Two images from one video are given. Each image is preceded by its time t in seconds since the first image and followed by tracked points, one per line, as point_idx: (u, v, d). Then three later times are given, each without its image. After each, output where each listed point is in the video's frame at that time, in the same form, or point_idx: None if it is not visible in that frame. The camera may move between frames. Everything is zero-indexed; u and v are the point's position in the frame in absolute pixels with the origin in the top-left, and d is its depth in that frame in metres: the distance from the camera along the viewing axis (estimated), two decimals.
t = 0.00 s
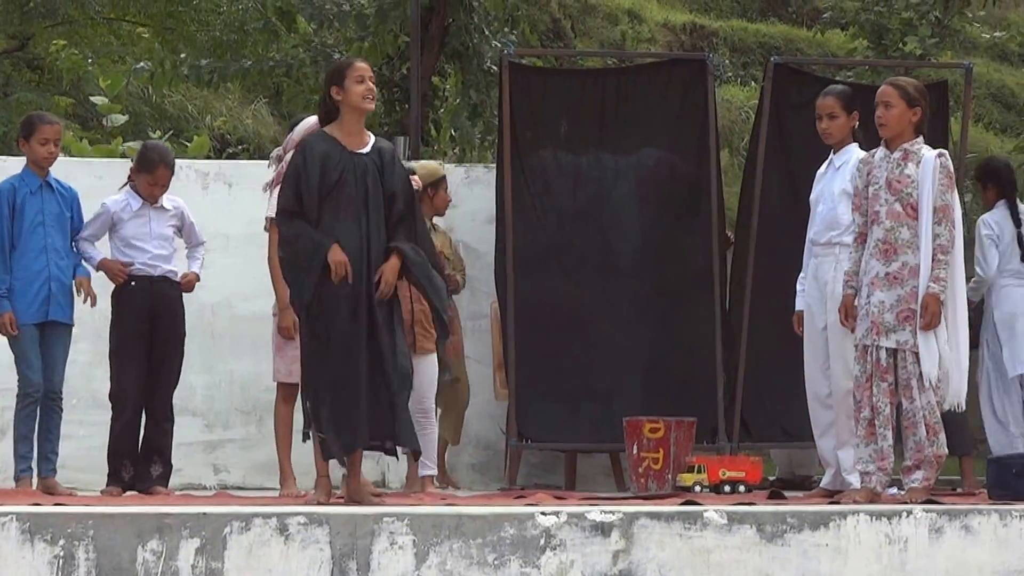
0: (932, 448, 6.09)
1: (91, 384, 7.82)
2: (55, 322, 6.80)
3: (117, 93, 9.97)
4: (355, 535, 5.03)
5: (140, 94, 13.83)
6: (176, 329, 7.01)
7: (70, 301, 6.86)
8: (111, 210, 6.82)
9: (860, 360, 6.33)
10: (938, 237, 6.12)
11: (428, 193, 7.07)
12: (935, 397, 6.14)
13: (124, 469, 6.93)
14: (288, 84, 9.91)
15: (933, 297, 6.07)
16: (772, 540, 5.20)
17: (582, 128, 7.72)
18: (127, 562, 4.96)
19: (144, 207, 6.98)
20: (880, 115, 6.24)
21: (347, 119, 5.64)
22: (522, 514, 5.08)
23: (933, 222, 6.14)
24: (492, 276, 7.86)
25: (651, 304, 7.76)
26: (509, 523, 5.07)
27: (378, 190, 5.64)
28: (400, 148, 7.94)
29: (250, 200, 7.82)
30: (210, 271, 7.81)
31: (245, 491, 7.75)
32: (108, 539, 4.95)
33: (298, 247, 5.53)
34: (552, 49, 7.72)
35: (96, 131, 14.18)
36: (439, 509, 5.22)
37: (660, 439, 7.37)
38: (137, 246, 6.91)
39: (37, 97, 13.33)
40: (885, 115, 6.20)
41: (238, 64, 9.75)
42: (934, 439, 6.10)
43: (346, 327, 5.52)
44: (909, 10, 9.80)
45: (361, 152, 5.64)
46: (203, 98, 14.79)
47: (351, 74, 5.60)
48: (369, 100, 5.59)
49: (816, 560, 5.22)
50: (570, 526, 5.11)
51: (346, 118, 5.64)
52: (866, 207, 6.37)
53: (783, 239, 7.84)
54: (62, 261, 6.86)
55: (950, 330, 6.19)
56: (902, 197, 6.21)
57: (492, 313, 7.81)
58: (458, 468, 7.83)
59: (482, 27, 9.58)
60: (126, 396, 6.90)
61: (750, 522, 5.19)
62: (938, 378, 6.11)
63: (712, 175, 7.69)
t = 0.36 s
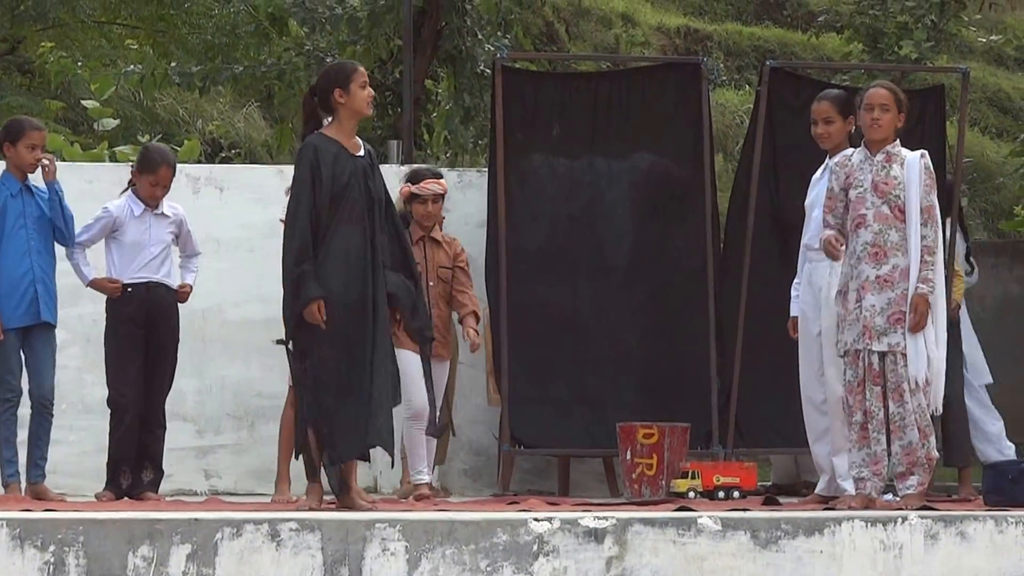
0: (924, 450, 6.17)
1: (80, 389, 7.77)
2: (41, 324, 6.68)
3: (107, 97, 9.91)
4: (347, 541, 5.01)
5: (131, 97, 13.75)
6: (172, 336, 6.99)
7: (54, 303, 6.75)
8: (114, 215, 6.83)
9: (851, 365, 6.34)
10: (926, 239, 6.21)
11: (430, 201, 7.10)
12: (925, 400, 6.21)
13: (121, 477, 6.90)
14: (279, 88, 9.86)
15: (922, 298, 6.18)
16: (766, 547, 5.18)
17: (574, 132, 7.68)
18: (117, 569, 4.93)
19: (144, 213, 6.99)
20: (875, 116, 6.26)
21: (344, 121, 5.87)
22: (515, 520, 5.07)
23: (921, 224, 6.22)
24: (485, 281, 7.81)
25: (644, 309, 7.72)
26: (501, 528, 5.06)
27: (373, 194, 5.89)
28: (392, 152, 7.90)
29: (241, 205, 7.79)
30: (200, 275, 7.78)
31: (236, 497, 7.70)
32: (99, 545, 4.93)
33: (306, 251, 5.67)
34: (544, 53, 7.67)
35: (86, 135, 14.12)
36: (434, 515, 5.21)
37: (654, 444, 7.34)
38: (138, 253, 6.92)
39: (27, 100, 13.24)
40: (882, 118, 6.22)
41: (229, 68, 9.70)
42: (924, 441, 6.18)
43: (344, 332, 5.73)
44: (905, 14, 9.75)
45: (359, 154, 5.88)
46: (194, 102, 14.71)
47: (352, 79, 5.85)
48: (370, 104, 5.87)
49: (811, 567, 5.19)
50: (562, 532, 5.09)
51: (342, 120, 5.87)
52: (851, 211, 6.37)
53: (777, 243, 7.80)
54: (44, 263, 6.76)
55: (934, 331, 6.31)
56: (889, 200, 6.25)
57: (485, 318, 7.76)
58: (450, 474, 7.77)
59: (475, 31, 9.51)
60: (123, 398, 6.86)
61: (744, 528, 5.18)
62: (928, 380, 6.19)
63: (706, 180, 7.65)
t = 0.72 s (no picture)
0: (917, 455, 6.17)
1: (67, 395, 7.73)
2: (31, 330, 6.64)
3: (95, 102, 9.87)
4: (337, 547, 4.97)
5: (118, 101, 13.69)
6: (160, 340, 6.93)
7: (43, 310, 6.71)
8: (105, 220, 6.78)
9: (844, 370, 6.30)
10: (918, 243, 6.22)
11: (430, 203, 7.08)
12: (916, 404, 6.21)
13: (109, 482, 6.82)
14: (267, 91, 9.81)
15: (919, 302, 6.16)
16: (758, 554, 5.14)
17: (565, 137, 7.64)
18: None
19: (138, 216, 6.92)
20: (868, 124, 6.23)
21: (334, 125, 5.86)
22: (505, 526, 5.03)
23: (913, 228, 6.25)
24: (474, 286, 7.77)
25: (636, 313, 7.68)
26: (491, 534, 5.02)
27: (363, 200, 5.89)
28: (381, 156, 7.86)
29: (229, 210, 7.75)
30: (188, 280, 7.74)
31: (225, 503, 7.66)
32: (86, 551, 4.88)
33: (300, 255, 5.65)
34: (534, 57, 7.63)
35: (74, 139, 14.08)
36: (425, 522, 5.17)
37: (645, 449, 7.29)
38: (133, 257, 6.86)
39: (14, 103, 13.18)
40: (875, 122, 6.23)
41: (217, 71, 9.66)
42: (917, 446, 6.17)
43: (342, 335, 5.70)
44: (897, 17, 9.72)
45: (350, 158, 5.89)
46: (182, 106, 14.65)
47: (346, 83, 5.83)
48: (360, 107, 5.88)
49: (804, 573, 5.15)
50: (553, 539, 5.05)
51: (333, 124, 5.86)
52: (839, 216, 6.32)
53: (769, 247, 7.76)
54: (33, 269, 6.72)
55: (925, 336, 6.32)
56: (881, 204, 6.26)
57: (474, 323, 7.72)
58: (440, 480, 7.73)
59: (465, 34, 9.48)
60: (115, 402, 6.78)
61: (736, 534, 5.14)
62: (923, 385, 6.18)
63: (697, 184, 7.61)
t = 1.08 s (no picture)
0: (905, 460, 6.14)
1: (51, 401, 7.69)
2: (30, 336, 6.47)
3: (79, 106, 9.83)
4: (322, 554, 4.94)
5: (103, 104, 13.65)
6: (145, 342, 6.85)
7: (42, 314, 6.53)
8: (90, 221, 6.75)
9: (831, 376, 6.26)
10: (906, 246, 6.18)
11: (424, 206, 6.78)
12: (904, 408, 6.17)
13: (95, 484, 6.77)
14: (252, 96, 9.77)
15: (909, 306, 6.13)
16: (746, 560, 5.11)
17: (552, 140, 7.59)
18: None
19: (121, 219, 6.88)
20: (849, 123, 6.19)
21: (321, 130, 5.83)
22: (492, 533, 5.00)
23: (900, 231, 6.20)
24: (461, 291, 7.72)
25: (624, 317, 7.64)
26: (478, 541, 4.98)
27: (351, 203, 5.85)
28: (367, 160, 7.82)
29: (214, 216, 7.72)
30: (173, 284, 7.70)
31: (210, 509, 7.62)
32: (71, 557, 4.86)
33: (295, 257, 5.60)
34: (521, 60, 7.60)
35: (59, 144, 14.04)
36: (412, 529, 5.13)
37: (632, 456, 7.26)
38: (118, 262, 6.80)
39: None
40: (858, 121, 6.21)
41: (202, 75, 9.61)
42: (905, 452, 6.14)
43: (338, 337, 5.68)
44: (886, 21, 9.70)
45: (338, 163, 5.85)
46: (166, 110, 14.60)
47: (335, 88, 5.80)
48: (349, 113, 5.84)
49: None
50: (540, 545, 5.01)
51: (321, 129, 5.82)
52: (825, 220, 6.27)
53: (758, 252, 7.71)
54: (32, 273, 6.55)
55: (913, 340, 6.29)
56: (867, 209, 6.21)
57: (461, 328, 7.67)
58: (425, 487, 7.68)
59: (452, 38, 9.45)
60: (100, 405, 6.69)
61: (723, 541, 5.11)
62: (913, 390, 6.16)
63: (685, 188, 7.56)
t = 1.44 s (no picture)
0: (890, 469, 6.08)
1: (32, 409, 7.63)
2: (31, 345, 6.60)
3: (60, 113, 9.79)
4: (304, 565, 4.90)
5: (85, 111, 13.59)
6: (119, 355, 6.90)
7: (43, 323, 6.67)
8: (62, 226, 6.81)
9: (815, 385, 6.21)
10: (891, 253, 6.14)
11: (415, 213, 6.70)
12: (888, 416, 6.12)
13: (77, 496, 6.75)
14: (235, 103, 9.72)
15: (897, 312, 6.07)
16: (731, 570, 5.05)
17: (535, 147, 7.54)
18: None
19: (93, 224, 6.91)
20: (829, 131, 6.17)
21: (309, 138, 5.78)
22: (476, 542, 4.97)
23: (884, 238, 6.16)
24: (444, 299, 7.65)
25: (609, 325, 7.58)
26: (461, 550, 4.97)
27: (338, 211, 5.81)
28: (349, 167, 7.77)
29: (196, 223, 7.66)
30: (152, 291, 7.64)
31: (191, 519, 7.56)
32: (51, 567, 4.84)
33: (282, 265, 5.56)
34: (506, 66, 7.55)
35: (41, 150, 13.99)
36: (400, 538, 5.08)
37: (617, 465, 7.22)
38: (89, 267, 6.85)
39: None
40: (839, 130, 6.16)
41: (183, 82, 9.57)
42: (891, 460, 6.09)
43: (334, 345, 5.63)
44: (872, 27, 9.68)
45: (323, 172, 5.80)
46: (148, 117, 14.54)
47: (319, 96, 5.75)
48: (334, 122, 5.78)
49: None
50: (524, 555, 4.99)
51: (307, 137, 5.77)
52: (809, 229, 6.23)
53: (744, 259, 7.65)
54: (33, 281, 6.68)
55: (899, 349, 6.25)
56: (850, 216, 6.17)
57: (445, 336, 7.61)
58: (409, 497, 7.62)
59: (434, 44, 9.42)
60: (73, 412, 6.73)
61: (709, 551, 5.06)
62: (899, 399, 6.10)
63: (670, 195, 7.50)
